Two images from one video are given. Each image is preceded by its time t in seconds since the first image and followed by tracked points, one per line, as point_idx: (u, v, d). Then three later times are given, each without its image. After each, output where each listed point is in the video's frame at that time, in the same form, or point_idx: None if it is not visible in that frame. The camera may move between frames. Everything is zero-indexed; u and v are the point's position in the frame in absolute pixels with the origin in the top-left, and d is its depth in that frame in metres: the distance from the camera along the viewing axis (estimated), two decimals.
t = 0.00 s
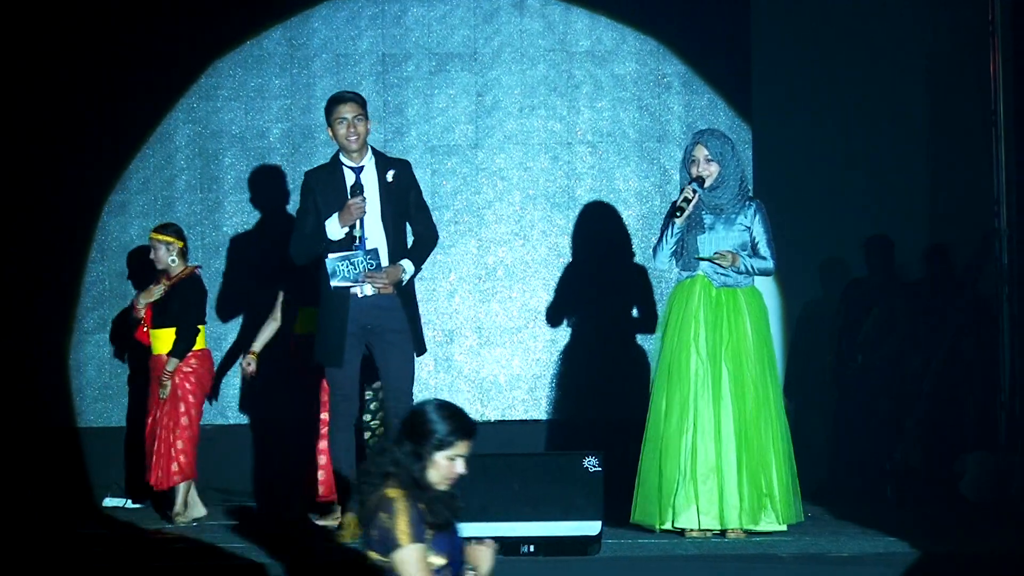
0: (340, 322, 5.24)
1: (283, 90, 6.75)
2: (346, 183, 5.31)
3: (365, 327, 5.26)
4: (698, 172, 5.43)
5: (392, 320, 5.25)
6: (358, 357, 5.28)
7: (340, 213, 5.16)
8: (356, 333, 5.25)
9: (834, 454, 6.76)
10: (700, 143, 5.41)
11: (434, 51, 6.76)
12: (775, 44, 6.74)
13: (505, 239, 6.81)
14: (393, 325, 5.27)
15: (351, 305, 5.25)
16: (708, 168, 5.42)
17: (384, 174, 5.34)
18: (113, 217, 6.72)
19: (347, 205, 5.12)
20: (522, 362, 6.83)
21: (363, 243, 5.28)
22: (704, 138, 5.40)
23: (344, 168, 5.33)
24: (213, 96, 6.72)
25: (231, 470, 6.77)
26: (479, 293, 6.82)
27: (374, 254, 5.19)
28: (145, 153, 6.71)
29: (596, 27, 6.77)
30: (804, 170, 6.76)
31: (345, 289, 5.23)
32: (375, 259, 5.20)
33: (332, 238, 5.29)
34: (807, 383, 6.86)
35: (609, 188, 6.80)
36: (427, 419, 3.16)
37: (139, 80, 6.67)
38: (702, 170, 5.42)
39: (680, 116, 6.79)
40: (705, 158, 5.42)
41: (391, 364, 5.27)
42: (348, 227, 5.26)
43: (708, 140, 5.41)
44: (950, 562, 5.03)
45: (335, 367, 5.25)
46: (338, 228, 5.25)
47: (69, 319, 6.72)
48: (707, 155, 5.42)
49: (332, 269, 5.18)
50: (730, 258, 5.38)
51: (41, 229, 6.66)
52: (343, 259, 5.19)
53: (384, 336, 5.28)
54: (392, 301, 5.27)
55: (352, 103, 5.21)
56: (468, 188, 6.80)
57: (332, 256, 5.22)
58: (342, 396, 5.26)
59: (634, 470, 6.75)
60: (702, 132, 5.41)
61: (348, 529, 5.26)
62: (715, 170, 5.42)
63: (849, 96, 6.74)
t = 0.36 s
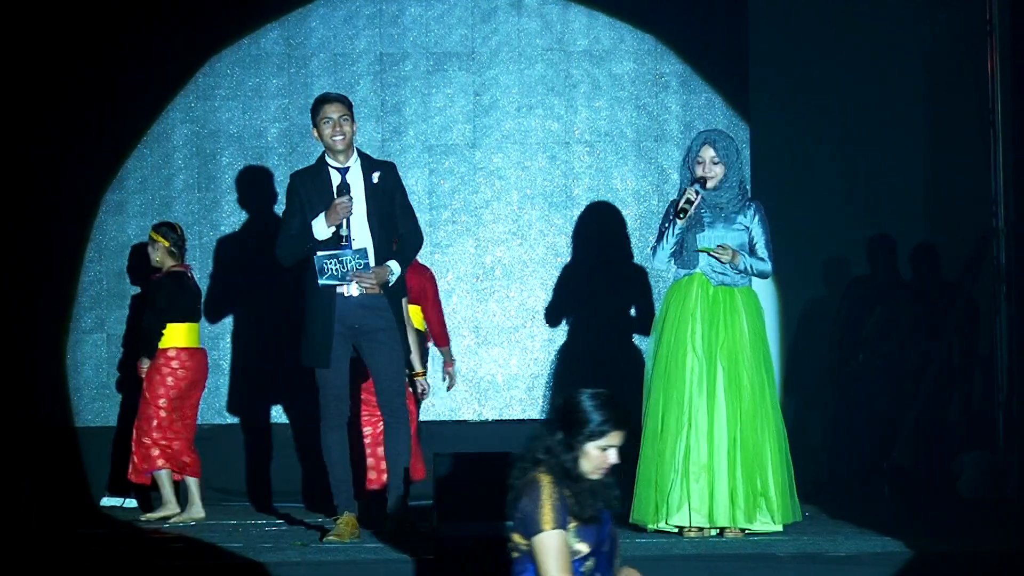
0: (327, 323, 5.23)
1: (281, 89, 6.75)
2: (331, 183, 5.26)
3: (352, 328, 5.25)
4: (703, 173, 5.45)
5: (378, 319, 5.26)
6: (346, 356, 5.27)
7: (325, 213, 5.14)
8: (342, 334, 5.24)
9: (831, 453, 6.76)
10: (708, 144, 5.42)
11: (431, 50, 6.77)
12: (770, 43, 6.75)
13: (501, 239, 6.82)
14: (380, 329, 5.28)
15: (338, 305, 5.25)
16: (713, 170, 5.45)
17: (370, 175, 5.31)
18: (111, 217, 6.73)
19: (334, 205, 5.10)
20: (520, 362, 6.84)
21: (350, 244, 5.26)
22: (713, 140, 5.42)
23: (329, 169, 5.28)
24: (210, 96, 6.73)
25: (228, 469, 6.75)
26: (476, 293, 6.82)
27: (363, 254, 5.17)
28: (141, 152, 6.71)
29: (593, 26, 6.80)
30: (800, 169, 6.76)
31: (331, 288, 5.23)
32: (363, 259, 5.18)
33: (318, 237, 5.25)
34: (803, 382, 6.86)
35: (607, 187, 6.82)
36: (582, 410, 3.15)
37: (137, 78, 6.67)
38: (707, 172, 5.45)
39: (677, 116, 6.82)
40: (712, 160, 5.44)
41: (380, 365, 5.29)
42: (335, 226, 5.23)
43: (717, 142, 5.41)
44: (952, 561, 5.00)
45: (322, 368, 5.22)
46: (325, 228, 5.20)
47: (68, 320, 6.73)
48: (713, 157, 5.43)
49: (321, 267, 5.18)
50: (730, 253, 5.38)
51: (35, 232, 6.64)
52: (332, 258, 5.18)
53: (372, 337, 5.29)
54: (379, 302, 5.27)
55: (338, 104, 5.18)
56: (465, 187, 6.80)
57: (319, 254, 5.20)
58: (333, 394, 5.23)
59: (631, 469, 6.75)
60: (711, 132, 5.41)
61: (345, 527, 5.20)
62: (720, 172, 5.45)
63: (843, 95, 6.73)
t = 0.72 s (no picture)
0: (325, 324, 5.18)
1: (278, 89, 6.75)
2: (330, 183, 5.22)
3: (351, 327, 5.21)
4: (705, 181, 5.44)
5: (375, 319, 5.23)
6: (343, 356, 5.21)
7: (325, 212, 5.09)
8: (341, 333, 5.20)
9: (829, 452, 6.77)
10: (713, 152, 5.40)
11: (429, 50, 6.78)
12: (768, 43, 6.75)
13: (499, 238, 6.83)
14: (379, 327, 5.25)
15: (335, 304, 5.21)
16: (716, 178, 5.43)
17: (369, 175, 5.26)
18: (108, 217, 6.73)
19: (333, 204, 5.05)
20: (518, 361, 6.86)
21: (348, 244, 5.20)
22: (718, 148, 5.41)
23: (328, 169, 5.24)
24: (208, 95, 6.73)
25: (227, 469, 6.79)
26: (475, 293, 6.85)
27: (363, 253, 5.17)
28: (139, 152, 6.72)
29: (591, 26, 6.81)
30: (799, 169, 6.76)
31: (330, 288, 5.20)
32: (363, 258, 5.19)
33: (317, 237, 5.20)
34: (802, 382, 6.86)
35: (604, 187, 6.82)
36: (709, 420, 3.23)
37: (135, 78, 6.67)
38: (710, 180, 5.43)
39: (675, 115, 6.83)
40: (716, 168, 5.43)
41: (378, 365, 5.27)
42: (334, 226, 5.18)
43: (722, 149, 5.41)
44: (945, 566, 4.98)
45: (319, 368, 5.17)
46: (324, 227, 5.17)
47: (65, 320, 6.73)
48: (717, 165, 5.42)
49: (320, 267, 5.18)
50: (730, 245, 5.40)
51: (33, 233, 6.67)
52: (332, 256, 5.17)
53: (372, 336, 5.26)
54: (378, 301, 5.23)
55: (339, 104, 5.16)
56: (463, 187, 6.82)
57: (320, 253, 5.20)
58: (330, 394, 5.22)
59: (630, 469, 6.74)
60: (715, 139, 5.40)
61: (343, 526, 5.20)
62: (722, 180, 5.44)
63: (842, 95, 6.73)
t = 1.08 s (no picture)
0: (335, 323, 5.13)
1: (276, 89, 6.75)
2: (345, 180, 5.19)
3: (363, 326, 5.17)
4: (704, 182, 5.43)
5: (387, 318, 5.19)
6: (355, 355, 5.17)
7: (344, 208, 5.06)
8: (352, 332, 5.15)
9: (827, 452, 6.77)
10: (713, 155, 5.41)
11: (427, 50, 6.78)
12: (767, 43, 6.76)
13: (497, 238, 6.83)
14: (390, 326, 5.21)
15: (348, 303, 5.15)
16: (715, 180, 5.43)
17: (383, 173, 5.23)
18: (106, 217, 6.72)
19: (351, 201, 5.03)
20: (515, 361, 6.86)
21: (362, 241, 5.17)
22: (718, 151, 5.41)
23: (344, 165, 5.21)
24: (206, 95, 6.74)
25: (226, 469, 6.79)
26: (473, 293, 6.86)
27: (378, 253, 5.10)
28: (138, 152, 6.72)
29: (589, 26, 6.81)
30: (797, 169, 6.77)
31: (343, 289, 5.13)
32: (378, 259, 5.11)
33: (333, 233, 5.14)
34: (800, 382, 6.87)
35: (602, 188, 6.82)
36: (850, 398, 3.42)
37: (134, 78, 6.68)
38: (709, 182, 5.43)
39: (673, 115, 6.84)
40: (716, 171, 5.43)
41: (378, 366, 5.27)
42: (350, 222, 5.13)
43: (722, 152, 5.42)
44: (940, 568, 4.97)
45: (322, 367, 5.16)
46: (341, 223, 5.10)
47: (63, 321, 6.72)
48: (718, 168, 5.43)
49: (335, 267, 5.08)
50: (728, 248, 5.41)
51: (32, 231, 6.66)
52: (346, 258, 5.09)
53: (382, 336, 5.22)
54: (390, 299, 5.20)
55: (364, 104, 5.10)
56: (461, 187, 6.82)
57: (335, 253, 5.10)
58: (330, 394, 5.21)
59: (628, 468, 6.75)
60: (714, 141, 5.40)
61: (342, 525, 5.20)
62: (722, 182, 5.43)
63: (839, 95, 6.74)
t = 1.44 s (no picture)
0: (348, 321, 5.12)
1: (273, 89, 6.75)
2: (369, 180, 5.22)
3: (374, 325, 5.17)
4: (692, 177, 5.43)
5: (399, 318, 5.18)
6: (362, 353, 5.15)
7: (367, 208, 5.06)
8: (364, 332, 5.14)
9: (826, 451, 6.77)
10: (697, 146, 5.40)
11: (424, 50, 6.78)
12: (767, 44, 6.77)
13: (495, 239, 6.84)
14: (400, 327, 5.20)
15: (362, 303, 5.15)
16: (702, 173, 5.42)
17: (406, 175, 5.25)
18: (104, 217, 6.72)
19: (374, 201, 5.03)
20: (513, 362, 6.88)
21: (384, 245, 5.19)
22: (701, 142, 5.40)
23: (368, 166, 5.24)
24: (203, 95, 6.73)
25: (224, 469, 6.78)
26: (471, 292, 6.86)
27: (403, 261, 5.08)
28: (135, 152, 6.72)
29: (586, 26, 6.82)
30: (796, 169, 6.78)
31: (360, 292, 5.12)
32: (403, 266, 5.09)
33: (355, 232, 5.14)
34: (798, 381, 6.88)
35: (600, 188, 6.83)
36: (979, 411, 3.53)
37: (133, 78, 6.68)
38: (696, 176, 5.43)
39: (670, 115, 6.84)
40: (701, 163, 5.41)
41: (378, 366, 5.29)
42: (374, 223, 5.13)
43: (705, 143, 5.40)
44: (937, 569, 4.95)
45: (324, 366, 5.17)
46: (365, 223, 5.10)
47: (60, 321, 6.72)
48: (702, 159, 5.41)
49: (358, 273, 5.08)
50: (725, 253, 5.38)
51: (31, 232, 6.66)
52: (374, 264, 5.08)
53: (390, 337, 5.21)
54: (403, 300, 5.19)
55: (391, 106, 5.12)
56: (458, 187, 6.82)
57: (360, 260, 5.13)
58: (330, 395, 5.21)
59: (626, 468, 6.75)
60: (698, 135, 5.39)
61: (340, 525, 5.19)
62: (709, 175, 5.42)
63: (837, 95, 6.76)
